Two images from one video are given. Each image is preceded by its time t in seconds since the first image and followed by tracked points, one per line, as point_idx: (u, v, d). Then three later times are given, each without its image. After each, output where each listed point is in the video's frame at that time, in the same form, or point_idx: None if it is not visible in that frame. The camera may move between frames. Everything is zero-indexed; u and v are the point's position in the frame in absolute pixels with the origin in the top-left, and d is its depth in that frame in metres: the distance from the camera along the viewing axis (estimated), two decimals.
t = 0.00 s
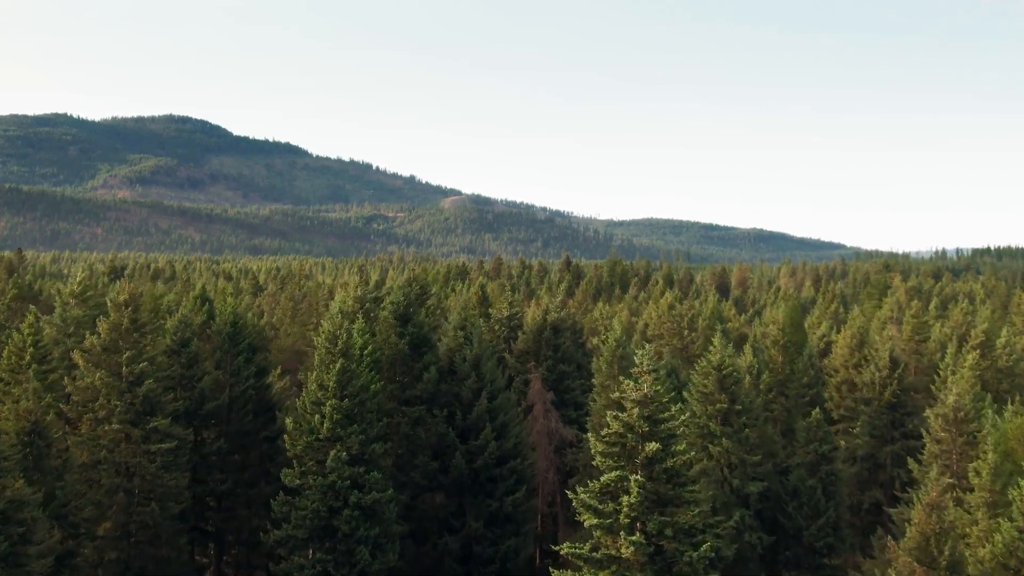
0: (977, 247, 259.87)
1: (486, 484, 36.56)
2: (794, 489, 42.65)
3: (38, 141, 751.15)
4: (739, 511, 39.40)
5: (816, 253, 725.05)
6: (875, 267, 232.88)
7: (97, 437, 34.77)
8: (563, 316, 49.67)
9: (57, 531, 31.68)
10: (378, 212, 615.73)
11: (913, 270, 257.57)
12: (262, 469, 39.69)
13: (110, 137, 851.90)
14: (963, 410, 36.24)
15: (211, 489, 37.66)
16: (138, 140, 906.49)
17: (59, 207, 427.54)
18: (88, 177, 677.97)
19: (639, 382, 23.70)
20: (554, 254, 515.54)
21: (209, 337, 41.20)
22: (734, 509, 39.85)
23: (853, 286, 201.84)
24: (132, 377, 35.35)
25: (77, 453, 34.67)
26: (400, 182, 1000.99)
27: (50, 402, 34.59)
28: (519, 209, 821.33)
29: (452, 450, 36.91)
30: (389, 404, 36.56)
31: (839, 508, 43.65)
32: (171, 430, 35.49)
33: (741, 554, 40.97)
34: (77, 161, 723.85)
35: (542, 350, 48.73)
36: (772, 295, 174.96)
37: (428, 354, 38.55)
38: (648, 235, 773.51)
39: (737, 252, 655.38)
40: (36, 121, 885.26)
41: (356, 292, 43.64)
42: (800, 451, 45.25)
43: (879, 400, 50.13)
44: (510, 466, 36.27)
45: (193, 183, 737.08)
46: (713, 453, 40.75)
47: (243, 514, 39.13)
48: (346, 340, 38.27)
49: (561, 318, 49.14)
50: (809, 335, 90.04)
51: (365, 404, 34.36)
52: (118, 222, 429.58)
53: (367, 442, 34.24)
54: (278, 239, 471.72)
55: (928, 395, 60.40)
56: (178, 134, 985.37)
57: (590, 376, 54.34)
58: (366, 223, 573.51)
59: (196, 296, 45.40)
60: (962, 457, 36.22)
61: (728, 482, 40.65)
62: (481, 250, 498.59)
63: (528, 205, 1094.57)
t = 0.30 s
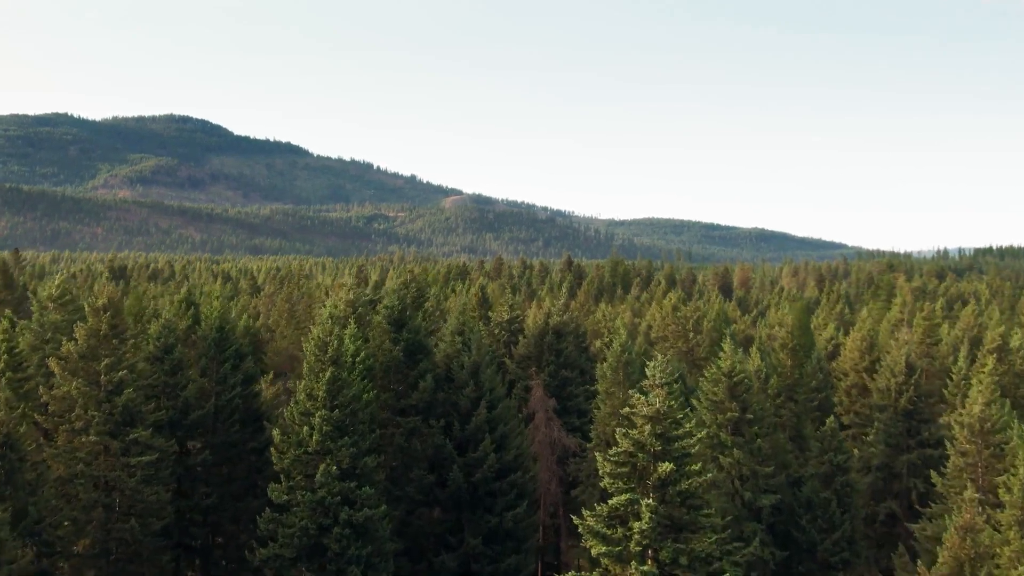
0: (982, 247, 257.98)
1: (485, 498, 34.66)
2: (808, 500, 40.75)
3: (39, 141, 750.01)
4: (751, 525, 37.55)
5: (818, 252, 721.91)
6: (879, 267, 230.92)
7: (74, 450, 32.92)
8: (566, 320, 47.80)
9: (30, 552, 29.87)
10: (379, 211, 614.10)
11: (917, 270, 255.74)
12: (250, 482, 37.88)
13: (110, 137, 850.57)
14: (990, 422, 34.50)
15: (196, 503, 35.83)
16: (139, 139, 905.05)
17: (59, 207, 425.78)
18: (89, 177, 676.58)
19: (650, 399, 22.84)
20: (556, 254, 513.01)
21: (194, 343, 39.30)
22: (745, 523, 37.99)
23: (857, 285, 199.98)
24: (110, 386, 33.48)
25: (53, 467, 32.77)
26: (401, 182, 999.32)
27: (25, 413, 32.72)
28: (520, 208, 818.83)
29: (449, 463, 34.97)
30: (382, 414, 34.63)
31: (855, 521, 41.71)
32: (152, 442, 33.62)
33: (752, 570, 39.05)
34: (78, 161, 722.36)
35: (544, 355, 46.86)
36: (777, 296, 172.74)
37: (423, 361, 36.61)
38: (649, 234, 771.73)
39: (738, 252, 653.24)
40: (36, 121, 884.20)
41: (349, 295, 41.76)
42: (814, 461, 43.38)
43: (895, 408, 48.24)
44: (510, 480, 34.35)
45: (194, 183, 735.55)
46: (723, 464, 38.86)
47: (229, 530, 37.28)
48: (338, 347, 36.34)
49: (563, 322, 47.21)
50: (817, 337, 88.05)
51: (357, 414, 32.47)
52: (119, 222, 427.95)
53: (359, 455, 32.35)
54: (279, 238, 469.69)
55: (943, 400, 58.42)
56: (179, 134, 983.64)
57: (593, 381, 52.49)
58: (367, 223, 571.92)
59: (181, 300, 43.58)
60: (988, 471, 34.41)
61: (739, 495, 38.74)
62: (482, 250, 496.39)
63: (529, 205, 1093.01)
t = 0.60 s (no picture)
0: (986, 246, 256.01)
1: (483, 514, 32.73)
2: (823, 513, 38.83)
3: (39, 141, 748.66)
4: (763, 540, 35.66)
5: (820, 252, 719.43)
6: (883, 267, 228.91)
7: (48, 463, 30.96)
8: (568, 323, 46.10)
9: None
10: (380, 211, 612.17)
11: (920, 269, 253.85)
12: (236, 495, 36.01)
13: (111, 136, 849.09)
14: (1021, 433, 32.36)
15: (178, 518, 33.96)
16: (139, 139, 903.22)
17: (59, 207, 424.11)
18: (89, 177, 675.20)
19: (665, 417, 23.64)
20: (557, 253, 511.06)
21: (177, 349, 37.39)
22: (758, 538, 36.06)
23: (861, 285, 197.93)
24: (86, 395, 31.58)
25: (25, 482, 30.76)
26: (402, 182, 997.61)
27: None
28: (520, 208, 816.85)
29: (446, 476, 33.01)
30: (374, 425, 32.69)
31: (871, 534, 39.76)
32: (130, 455, 31.80)
33: None
34: (78, 161, 720.91)
35: (546, 360, 44.99)
36: (781, 296, 170.84)
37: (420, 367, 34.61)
38: (650, 234, 769.58)
39: (740, 251, 651.07)
40: (37, 121, 882.94)
41: (342, 299, 39.87)
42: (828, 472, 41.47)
43: (911, 415, 46.43)
44: (510, 494, 32.43)
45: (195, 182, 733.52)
46: (734, 476, 36.98)
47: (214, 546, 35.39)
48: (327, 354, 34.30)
49: (566, 325, 45.38)
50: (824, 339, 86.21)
51: (347, 427, 30.53)
52: (118, 221, 426.15)
53: (349, 469, 30.43)
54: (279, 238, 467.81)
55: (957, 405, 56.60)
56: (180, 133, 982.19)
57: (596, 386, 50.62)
58: (368, 222, 569.97)
59: (165, 304, 41.69)
60: (1017, 485, 32.17)
61: (752, 508, 36.81)
62: (483, 249, 494.61)
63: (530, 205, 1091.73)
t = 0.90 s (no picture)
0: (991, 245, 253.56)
1: (481, 534, 30.54)
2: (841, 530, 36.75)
3: (40, 140, 747.09)
4: (780, 560, 33.54)
5: (822, 251, 716.37)
6: (887, 267, 226.62)
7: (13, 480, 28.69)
8: (570, 329, 43.95)
9: None
10: (382, 210, 610.75)
11: (924, 269, 251.51)
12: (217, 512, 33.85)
13: (112, 135, 847.23)
14: None
15: (155, 538, 31.77)
16: (140, 138, 901.18)
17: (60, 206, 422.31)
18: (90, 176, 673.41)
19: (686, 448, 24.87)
20: (558, 253, 508.89)
21: (156, 357, 35.20)
22: (774, 557, 33.89)
23: (866, 285, 195.64)
24: (55, 407, 29.40)
25: None
26: (403, 181, 995.23)
27: None
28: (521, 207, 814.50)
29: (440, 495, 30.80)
30: (364, 439, 30.46)
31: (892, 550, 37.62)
32: (102, 471, 29.61)
33: None
34: (79, 160, 719.21)
35: (548, 367, 42.91)
36: (786, 296, 168.65)
37: (414, 376, 32.32)
38: (652, 233, 767.29)
39: (741, 250, 648.13)
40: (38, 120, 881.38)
41: (332, 303, 37.60)
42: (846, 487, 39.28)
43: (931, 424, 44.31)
44: (510, 513, 30.20)
45: (195, 181, 731.56)
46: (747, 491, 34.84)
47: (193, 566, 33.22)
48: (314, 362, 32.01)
49: (568, 330, 43.31)
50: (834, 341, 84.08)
51: (334, 441, 28.28)
52: (119, 221, 424.34)
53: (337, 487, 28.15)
54: (279, 237, 465.74)
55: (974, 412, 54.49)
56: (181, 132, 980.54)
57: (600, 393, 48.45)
58: (369, 222, 567.92)
59: (145, 309, 39.53)
60: None
61: (767, 525, 34.67)
62: (483, 249, 492.55)
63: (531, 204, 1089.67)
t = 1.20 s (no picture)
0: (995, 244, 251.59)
1: (478, 555, 28.60)
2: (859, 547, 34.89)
3: (41, 139, 745.18)
4: None
5: (823, 251, 713.67)
6: (890, 266, 224.85)
7: None
8: (573, 333, 42.12)
9: None
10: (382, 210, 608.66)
11: (926, 269, 249.36)
12: (200, 529, 31.99)
13: (112, 135, 845.54)
14: None
15: (133, 558, 29.86)
16: (141, 137, 899.50)
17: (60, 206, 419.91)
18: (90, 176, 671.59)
19: (708, 480, 23.88)
20: (559, 253, 506.43)
21: (134, 365, 33.25)
22: None
23: (870, 285, 193.92)
24: (23, 420, 27.39)
25: None
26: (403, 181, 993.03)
27: None
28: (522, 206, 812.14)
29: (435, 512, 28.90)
30: (354, 453, 28.54)
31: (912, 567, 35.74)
32: (74, 487, 27.62)
33: None
34: (80, 160, 717.17)
35: (550, 373, 41.01)
36: (790, 296, 166.48)
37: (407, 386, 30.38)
38: (653, 233, 765.39)
39: (742, 250, 645.53)
40: (38, 120, 879.51)
41: (322, 308, 35.69)
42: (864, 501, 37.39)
43: (950, 433, 42.44)
44: (509, 532, 28.28)
45: (196, 181, 729.85)
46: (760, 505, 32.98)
47: None
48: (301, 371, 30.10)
49: (571, 335, 41.61)
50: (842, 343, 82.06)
51: (320, 457, 26.32)
52: (119, 220, 422.38)
53: (323, 506, 26.23)
54: (279, 237, 463.69)
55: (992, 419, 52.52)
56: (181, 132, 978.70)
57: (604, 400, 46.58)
58: (370, 222, 565.87)
59: (123, 315, 37.61)
60: None
61: (782, 542, 32.79)
62: (484, 249, 490.51)
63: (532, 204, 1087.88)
